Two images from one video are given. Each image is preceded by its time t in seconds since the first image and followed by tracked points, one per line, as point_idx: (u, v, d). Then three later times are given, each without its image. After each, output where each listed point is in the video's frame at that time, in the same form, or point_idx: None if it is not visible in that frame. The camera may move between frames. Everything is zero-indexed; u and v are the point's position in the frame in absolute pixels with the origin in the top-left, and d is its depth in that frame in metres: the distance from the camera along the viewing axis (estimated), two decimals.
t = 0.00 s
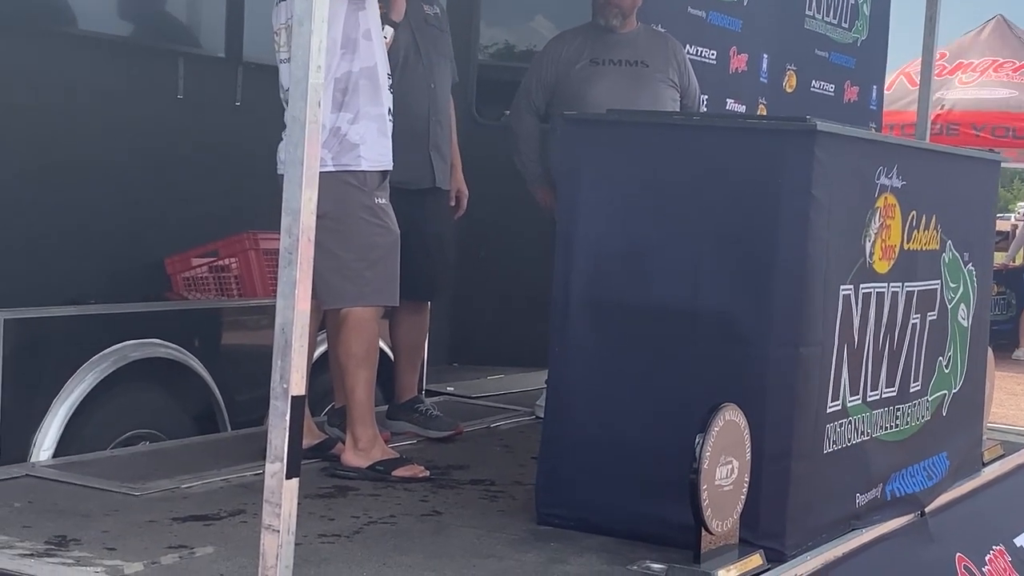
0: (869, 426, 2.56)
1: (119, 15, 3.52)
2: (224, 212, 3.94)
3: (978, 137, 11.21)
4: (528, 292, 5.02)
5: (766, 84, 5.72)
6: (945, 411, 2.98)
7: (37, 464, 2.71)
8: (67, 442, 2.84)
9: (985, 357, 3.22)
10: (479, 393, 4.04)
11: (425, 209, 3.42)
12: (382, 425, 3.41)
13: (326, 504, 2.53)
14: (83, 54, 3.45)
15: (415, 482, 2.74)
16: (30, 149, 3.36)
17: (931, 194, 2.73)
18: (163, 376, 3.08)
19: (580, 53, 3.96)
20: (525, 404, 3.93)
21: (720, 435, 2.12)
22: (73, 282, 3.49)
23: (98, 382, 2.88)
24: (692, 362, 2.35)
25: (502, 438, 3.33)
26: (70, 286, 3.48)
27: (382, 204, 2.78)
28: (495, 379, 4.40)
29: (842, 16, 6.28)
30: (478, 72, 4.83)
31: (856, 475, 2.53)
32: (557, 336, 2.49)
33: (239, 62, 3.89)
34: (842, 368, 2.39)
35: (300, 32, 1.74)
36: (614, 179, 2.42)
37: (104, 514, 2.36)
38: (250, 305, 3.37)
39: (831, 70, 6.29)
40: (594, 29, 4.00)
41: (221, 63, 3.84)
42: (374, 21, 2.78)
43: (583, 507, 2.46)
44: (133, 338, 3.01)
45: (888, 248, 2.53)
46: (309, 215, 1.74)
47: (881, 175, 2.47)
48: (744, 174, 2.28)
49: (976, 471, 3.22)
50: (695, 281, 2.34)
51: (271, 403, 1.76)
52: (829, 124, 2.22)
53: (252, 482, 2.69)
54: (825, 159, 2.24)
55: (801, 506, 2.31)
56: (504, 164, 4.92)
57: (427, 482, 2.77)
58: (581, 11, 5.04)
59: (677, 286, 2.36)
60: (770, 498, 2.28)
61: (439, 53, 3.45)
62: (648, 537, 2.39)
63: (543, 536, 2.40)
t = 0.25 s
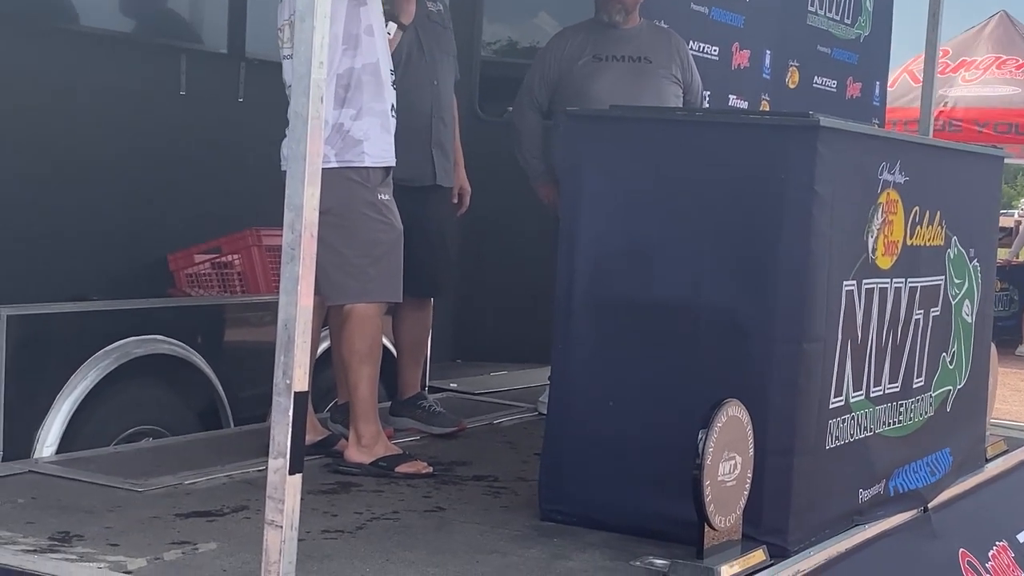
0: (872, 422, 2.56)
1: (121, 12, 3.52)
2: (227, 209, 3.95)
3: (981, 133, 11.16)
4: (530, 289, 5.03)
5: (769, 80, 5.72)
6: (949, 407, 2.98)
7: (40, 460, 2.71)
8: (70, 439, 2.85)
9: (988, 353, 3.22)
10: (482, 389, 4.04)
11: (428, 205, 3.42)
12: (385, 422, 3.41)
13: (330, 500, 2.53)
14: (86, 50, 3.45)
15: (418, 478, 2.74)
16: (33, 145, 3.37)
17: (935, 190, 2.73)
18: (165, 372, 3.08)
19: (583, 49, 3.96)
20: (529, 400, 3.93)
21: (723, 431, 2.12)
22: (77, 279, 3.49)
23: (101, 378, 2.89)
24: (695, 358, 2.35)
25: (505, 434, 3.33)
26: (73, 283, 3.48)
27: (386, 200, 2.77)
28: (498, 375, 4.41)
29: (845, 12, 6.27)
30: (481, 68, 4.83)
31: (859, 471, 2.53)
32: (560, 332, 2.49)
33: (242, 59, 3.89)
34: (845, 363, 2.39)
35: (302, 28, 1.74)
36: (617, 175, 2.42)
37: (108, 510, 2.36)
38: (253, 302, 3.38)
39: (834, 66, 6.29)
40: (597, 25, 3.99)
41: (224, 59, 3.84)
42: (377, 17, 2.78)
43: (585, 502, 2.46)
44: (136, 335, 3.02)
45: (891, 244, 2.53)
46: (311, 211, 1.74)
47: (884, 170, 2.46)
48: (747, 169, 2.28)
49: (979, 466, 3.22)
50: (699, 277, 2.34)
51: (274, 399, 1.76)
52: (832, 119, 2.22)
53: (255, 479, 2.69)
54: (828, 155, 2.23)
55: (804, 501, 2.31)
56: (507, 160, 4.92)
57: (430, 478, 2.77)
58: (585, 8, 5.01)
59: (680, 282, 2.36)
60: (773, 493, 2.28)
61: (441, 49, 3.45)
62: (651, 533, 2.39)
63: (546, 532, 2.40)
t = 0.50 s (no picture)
0: (876, 417, 2.55)
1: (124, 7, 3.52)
2: (231, 204, 3.95)
3: (985, 129, 11.12)
4: (534, 285, 5.02)
5: (772, 76, 5.71)
6: (956, 403, 2.99)
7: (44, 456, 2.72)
8: (74, 434, 2.85)
9: (993, 349, 3.21)
10: (486, 385, 4.04)
11: (432, 201, 3.42)
12: (389, 417, 3.41)
13: (333, 495, 2.53)
14: (89, 46, 3.45)
15: (422, 474, 2.75)
16: (36, 141, 3.37)
17: (940, 185, 2.72)
18: (169, 368, 3.09)
19: (587, 45, 3.96)
20: (532, 396, 3.93)
21: (727, 426, 2.12)
22: (80, 274, 3.50)
23: (105, 374, 2.89)
24: (699, 353, 2.35)
25: (509, 430, 3.33)
26: (77, 279, 3.49)
27: (388, 195, 2.77)
28: (501, 371, 4.40)
29: (849, 7, 6.26)
30: (485, 64, 4.82)
31: (862, 466, 2.52)
32: (564, 327, 2.49)
33: (246, 54, 3.88)
34: (848, 358, 2.38)
35: (305, 23, 1.73)
36: (621, 170, 2.42)
37: (111, 506, 2.36)
38: (257, 297, 3.38)
39: (837, 62, 6.27)
40: (601, 20, 3.99)
41: (228, 55, 3.83)
42: (379, 12, 2.77)
43: (589, 498, 2.46)
44: (139, 330, 3.02)
45: (895, 239, 2.52)
46: (314, 207, 1.74)
47: (888, 165, 2.46)
48: (751, 165, 2.28)
49: (983, 462, 3.21)
50: (702, 273, 2.33)
51: (278, 394, 1.77)
52: (836, 115, 2.21)
53: (259, 474, 2.69)
54: (832, 150, 2.23)
55: (807, 497, 2.30)
56: (511, 156, 4.92)
57: (434, 474, 2.77)
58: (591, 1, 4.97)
59: (684, 277, 2.36)
60: (776, 489, 2.28)
61: (448, 45, 3.44)
62: (655, 528, 2.39)
63: (550, 527, 2.40)
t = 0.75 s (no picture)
0: (882, 413, 2.55)
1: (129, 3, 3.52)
2: (236, 200, 3.95)
3: (990, 124, 11.11)
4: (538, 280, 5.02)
5: (777, 71, 5.69)
6: (965, 398, 3.01)
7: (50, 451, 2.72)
8: (80, 430, 2.86)
9: (999, 345, 3.20)
10: (492, 381, 4.04)
11: (437, 196, 3.42)
12: (394, 413, 3.41)
13: (338, 491, 2.54)
14: (94, 41, 3.45)
15: (427, 469, 2.75)
16: (41, 136, 3.37)
17: (946, 180, 2.72)
18: (175, 363, 3.09)
19: (592, 40, 3.95)
20: (537, 391, 3.93)
21: (732, 422, 2.12)
22: (85, 269, 3.50)
23: (111, 369, 2.89)
24: (704, 349, 2.34)
25: (514, 426, 3.33)
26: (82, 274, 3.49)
27: (392, 190, 2.77)
28: (506, 367, 4.40)
29: (854, 2, 6.24)
30: (489, 59, 4.82)
31: (868, 461, 2.52)
32: (569, 323, 2.49)
33: (250, 50, 3.88)
34: (852, 354, 2.37)
35: (310, 18, 1.73)
36: (626, 165, 2.41)
37: (117, 501, 2.36)
38: (262, 293, 3.38)
39: (843, 57, 6.25)
40: (606, 15, 3.98)
41: (232, 50, 3.83)
42: (382, 8, 2.76)
43: (594, 493, 2.46)
44: (145, 325, 3.02)
45: (900, 235, 2.52)
46: (320, 203, 1.74)
47: (894, 161, 2.45)
48: (756, 160, 2.27)
49: (989, 458, 3.20)
50: (708, 268, 2.33)
51: (283, 390, 1.77)
52: (841, 110, 2.21)
53: (264, 470, 2.69)
54: (838, 145, 2.22)
55: (812, 492, 2.30)
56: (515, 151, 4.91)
57: (439, 469, 2.77)
58: None
59: (689, 272, 2.35)
60: (782, 484, 2.27)
61: (454, 39, 3.44)
62: (660, 524, 2.39)
63: (556, 523, 2.40)
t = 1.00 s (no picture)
0: (889, 410, 2.55)
1: None
2: (242, 197, 3.95)
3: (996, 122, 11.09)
4: (544, 277, 5.02)
5: (783, 67, 5.69)
6: (972, 395, 3.00)
7: (57, 447, 2.73)
8: (87, 426, 2.86)
9: (1006, 342, 3.20)
10: (498, 377, 4.04)
11: (443, 193, 3.42)
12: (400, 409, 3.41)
13: (345, 488, 2.54)
14: (101, 38, 3.46)
15: (434, 466, 2.75)
16: (48, 132, 3.38)
17: (953, 177, 2.72)
18: (182, 359, 3.10)
19: (599, 36, 3.95)
20: (543, 388, 3.93)
21: (740, 419, 2.12)
22: (93, 266, 3.50)
23: (118, 366, 2.90)
24: (711, 345, 2.34)
25: (520, 422, 3.33)
26: (89, 270, 3.50)
27: (399, 187, 2.77)
28: (512, 363, 4.40)
29: None
30: (495, 55, 4.82)
31: (875, 458, 2.52)
32: (576, 319, 2.49)
33: (256, 47, 3.89)
34: (859, 350, 2.37)
35: (318, 16, 1.73)
36: (633, 162, 2.41)
37: (124, 497, 2.37)
38: (269, 289, 3.38)
39: (849, 53, 6.25)
40: (612, 11, 3.98)
41: (239, 47, 3.84)
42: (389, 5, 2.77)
43: (600, 490, 2.46)
44: (152, 322, 3.02)
45: (907, 231, 2.52)
46: (327, 200, 1.74)
47: (901, 158, 2.45)
48: (763, 157, 2.27)
49: (996, 456, 3.20)
50: (714, 265, 2.33)
51: (290, 387, 1.77)
52: (849, 107, 2.20)
53: (271, 466, 2.70)
54: (846, 142, 2.22)
55: (820, 489, 2.30)
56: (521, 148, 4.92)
57: (445, 466, 2.77)
58: None
59: (695, 269, 2.35)
60: (789, 481, 2.27)
61: (461, 36, 3.44)
62: (667, 521, 2.39)
63: (563, 520, 2.40)
